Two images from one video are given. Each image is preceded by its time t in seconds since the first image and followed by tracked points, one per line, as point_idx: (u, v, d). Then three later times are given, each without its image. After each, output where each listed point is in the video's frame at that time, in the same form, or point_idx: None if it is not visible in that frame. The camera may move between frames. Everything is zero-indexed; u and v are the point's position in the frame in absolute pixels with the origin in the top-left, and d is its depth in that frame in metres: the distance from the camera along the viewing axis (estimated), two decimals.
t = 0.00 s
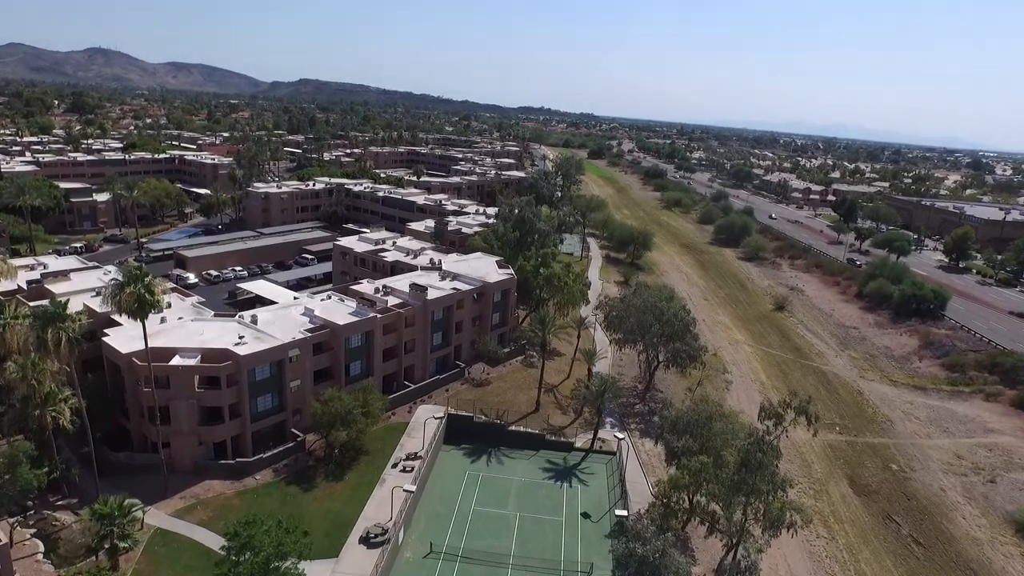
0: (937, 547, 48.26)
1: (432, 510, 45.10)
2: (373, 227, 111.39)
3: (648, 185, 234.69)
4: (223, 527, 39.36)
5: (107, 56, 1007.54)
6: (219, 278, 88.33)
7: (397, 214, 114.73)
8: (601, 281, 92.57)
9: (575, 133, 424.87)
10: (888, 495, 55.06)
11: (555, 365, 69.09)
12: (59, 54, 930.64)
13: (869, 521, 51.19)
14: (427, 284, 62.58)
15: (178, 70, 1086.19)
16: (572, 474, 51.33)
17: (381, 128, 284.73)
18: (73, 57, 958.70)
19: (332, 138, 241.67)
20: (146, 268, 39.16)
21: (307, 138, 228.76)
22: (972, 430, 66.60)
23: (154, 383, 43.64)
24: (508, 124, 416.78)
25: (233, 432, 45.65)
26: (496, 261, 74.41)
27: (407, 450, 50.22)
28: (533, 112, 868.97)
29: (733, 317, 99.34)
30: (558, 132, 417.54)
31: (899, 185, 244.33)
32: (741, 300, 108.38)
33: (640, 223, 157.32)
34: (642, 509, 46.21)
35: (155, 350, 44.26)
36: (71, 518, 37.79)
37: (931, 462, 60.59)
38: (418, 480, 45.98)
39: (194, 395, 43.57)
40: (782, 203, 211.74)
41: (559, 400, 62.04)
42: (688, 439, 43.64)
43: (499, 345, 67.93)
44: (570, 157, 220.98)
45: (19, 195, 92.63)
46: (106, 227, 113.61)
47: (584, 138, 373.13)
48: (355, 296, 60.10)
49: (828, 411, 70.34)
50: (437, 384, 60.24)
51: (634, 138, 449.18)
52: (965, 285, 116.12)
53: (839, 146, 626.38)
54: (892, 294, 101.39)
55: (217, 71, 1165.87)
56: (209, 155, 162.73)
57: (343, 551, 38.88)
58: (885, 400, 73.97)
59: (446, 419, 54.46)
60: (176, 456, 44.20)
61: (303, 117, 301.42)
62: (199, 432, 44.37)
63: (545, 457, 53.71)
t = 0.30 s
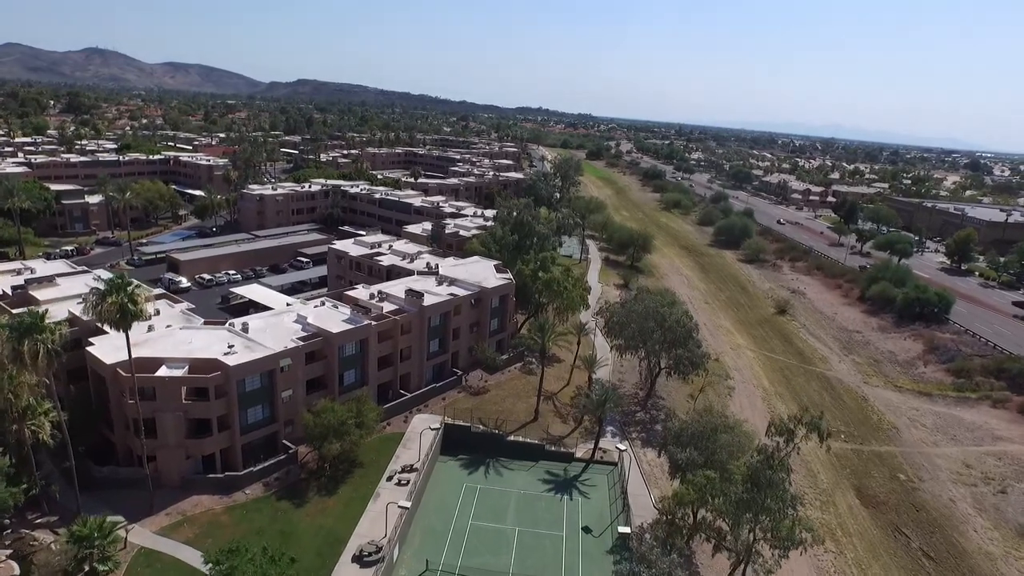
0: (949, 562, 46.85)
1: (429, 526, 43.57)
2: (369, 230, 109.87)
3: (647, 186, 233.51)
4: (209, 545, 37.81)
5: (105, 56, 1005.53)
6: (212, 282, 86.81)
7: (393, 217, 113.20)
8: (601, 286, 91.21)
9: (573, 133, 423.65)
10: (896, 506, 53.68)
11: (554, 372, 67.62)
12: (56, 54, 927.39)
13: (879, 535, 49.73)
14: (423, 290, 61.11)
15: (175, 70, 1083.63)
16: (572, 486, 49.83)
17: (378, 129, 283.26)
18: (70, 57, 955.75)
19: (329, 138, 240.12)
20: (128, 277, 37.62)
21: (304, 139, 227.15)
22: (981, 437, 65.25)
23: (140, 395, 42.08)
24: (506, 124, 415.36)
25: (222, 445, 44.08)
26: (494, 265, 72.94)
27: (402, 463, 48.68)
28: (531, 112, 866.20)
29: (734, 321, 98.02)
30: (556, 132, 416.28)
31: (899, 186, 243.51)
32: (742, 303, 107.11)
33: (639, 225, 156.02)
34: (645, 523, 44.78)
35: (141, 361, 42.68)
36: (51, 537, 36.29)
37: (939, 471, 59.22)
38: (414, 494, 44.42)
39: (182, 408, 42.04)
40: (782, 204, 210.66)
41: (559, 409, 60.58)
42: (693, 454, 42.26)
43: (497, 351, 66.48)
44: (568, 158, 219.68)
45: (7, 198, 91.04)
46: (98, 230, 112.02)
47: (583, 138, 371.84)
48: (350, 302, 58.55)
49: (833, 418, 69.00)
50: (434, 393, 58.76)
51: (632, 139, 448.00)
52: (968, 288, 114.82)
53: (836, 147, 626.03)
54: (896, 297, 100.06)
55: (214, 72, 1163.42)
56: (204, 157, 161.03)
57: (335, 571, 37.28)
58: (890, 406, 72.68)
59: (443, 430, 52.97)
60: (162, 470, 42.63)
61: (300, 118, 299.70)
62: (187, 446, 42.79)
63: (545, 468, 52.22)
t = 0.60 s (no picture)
0: None
1: (425, 540, 42.22)
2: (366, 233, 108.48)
3: (645, 187, 232.40)
4: (196, 563, 36.45)
5: (101, 56, 1002.32)
6: (205, 286, 85.26)
7: (390, 219, 111.85)
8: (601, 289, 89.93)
9: (571, 133, 422.58)
10: (904, 517, 52.57)
11: (554, 378, 66.36)
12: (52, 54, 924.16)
13: (887, 547, 48.53)
14: (420, 295, 59.82)
15: (172, 70, 1080.48)
16: (572, 497, 48.53)
17: (375, 129, 281.66)
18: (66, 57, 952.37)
19: (326, 139, 238.52)
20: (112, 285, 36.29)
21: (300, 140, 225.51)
22: (987, 444, 64.19)
23: (127, 406, 40.68)
24: (504, 125, 414.07)
25: (212, 457, 42.69)
26: (492, 269, 71.65)
27: (398, 474, 47.35)
28: (528, 113, 865.70)
29: (735, 325, 96.89)
30: (553, 133, 415.12)
31: (897, 187, 242.84)
32: (742, 307, 106.00)
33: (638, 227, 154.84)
34: (647, 537, 43.53)
35: (127, 371, 41.30)
36: (31, 557, 34.92)
37: (947, 480, 58.07)
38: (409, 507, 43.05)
39: (170, 420, 40.64)
40: (781, 205, 209.65)
41: (558, 416, 59.34)
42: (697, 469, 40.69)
43: (495, 358, 65.21)
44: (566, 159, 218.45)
45: None
46: (90, 232, 110.49)
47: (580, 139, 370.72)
48: (344, 309, 57.24)
49: (837, 424, 67.86)
50: (431, 401, 57.44)
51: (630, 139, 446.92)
52: (970, 291, 113.92)
53: (833, 147, 626.05)
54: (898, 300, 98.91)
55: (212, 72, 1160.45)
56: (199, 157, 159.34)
57: None
58: (894, 412, 71.60)
59: (440, 439, 51.68)
60: (149, 484, 41.23)
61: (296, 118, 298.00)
62: (175, 459, 41.39)
63: (544, 478, 50.94)
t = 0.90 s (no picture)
0: None
1: (422, 552, 41.19)
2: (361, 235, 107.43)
3: (642, 188, 231.88)
4: None
5: (96, 55, 997.58)
6: (198, 289, 84.06)
7: (386, 221, 110.79)
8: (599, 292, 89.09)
9: (568, 134, 422.18)
10: (907, 524, 51.87)
11: (552, 383, 65.46)
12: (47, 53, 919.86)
13: (890, 556, 47.75)
14: (415, 300, 58.83)
15: (167, 70, 1076.54)
16: (571, 507, 47.59)
17: (371, 129, 280.45)
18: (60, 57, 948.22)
19: (321, 139, 237.30)
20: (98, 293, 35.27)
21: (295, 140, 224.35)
22: (990, 450, 63.53)
23: (114, 416, 39.62)
24: (501, 125, 413.37)
25: (202, 468, 41.64)
26: (489, 273, 70.72)
27: (394, 484, 46.32)
28: (524, 113, 865.23)
29: (733, 327, 96.15)
30: (550, 133, 414.80)
31: (894, 188, 242.77)
32: (741, 309, 105.36)
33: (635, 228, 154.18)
34: (648, 547, 42.67)
35: (114, 380, 40.23)
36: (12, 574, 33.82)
37: (950, 487, 57.32)
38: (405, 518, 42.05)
39: (158, 430, 39.58)
40: (778, 206, 209.26)
41: (556, 422, 58.44)
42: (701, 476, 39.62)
43: (492, 363, 64.28)
44: (563, 160, 217.68)
45: None
46: (82, 234, 109.13)
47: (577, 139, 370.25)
48: (339, 314, 56.20)
49: (838, 429, 67.13)
50: (426, 408, 56.46)
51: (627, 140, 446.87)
52: (969, 293, 113.45)
53: (829, 148, 627.24)
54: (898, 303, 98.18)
55: (207, 72, 1156.70)
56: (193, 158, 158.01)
57: None
58: (895, 416, 70.95)
59: (437, 447, 50.70)
60: (137, 495, 40.18)
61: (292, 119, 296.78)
62: (164, 470, 40.33)
63: (542, 487, 49.98)
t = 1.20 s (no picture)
0: None
1: (420, 560, 40.56)
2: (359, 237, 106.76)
3: (640, 189, 231.58)
4: None
5: (92, 55, 994.96)
6: (194, 291, 83.27)
7: (383, 222, 110.16)
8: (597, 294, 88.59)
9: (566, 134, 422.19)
10: (908, 529, 51.53)
11: (550, 387, 64.91)
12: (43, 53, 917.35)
13: (893, 562, 47.31)
14: (413, 303, 58.22)
15: (163, 70, 1074.15)
16: (571, 513, 47.00)
17: (368, 130, 279.78)
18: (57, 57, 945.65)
19: (319, 140, 236.65)
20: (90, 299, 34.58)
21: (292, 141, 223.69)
22: (991, 453, 63.17)
23: (106, 423, 38.96)
24: (499, 126, 413.08)
25: (196, 475, 40.99)
26: (488, 275, 70.17)
27: (391, 492, 45.66)
28: (521, 114, 865.20)
29: (733, 330, 95.76)
30: (548, 134, 414.46)
31: (892, 189, 242.86)
32: (740, 311, 105.04)
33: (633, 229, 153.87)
34: (649, 555, 42.13)
35: (107, 387, 39.58)
36: None
37: (952, 492, 56.86)
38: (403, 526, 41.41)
39: (152, 437, 38.96)
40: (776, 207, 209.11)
41: (555, 427, 57.88)
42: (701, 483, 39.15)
43: (491, 367, 63.74)
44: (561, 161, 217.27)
45: None
46: (77, 236, 108.30)
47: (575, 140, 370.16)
48: (336, 318, 55.57)
49: (839, 432, 66.69)
50: (424, 413, 55.83)
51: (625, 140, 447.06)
52: (968, 295, 113.14)
53: (826, 149, 627.93)
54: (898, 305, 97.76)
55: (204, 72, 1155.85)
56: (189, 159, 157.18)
57: None
58: (896, 419, 70.57)
59: (435, 453, 50.09)
60: (131, 504, 39.52)
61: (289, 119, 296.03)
62: (157, 478, 39.68)
63: (542, 492, 49.38)
